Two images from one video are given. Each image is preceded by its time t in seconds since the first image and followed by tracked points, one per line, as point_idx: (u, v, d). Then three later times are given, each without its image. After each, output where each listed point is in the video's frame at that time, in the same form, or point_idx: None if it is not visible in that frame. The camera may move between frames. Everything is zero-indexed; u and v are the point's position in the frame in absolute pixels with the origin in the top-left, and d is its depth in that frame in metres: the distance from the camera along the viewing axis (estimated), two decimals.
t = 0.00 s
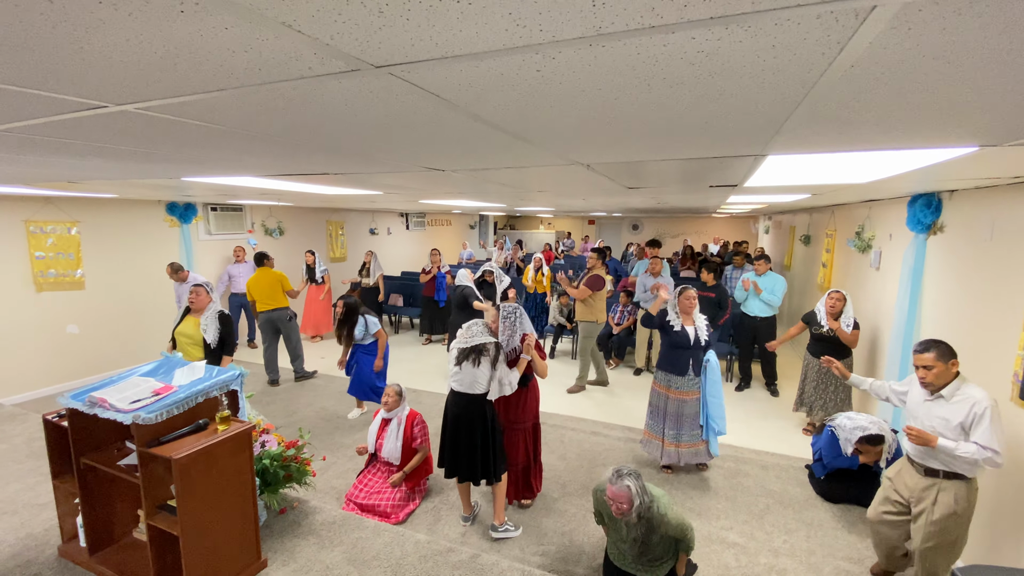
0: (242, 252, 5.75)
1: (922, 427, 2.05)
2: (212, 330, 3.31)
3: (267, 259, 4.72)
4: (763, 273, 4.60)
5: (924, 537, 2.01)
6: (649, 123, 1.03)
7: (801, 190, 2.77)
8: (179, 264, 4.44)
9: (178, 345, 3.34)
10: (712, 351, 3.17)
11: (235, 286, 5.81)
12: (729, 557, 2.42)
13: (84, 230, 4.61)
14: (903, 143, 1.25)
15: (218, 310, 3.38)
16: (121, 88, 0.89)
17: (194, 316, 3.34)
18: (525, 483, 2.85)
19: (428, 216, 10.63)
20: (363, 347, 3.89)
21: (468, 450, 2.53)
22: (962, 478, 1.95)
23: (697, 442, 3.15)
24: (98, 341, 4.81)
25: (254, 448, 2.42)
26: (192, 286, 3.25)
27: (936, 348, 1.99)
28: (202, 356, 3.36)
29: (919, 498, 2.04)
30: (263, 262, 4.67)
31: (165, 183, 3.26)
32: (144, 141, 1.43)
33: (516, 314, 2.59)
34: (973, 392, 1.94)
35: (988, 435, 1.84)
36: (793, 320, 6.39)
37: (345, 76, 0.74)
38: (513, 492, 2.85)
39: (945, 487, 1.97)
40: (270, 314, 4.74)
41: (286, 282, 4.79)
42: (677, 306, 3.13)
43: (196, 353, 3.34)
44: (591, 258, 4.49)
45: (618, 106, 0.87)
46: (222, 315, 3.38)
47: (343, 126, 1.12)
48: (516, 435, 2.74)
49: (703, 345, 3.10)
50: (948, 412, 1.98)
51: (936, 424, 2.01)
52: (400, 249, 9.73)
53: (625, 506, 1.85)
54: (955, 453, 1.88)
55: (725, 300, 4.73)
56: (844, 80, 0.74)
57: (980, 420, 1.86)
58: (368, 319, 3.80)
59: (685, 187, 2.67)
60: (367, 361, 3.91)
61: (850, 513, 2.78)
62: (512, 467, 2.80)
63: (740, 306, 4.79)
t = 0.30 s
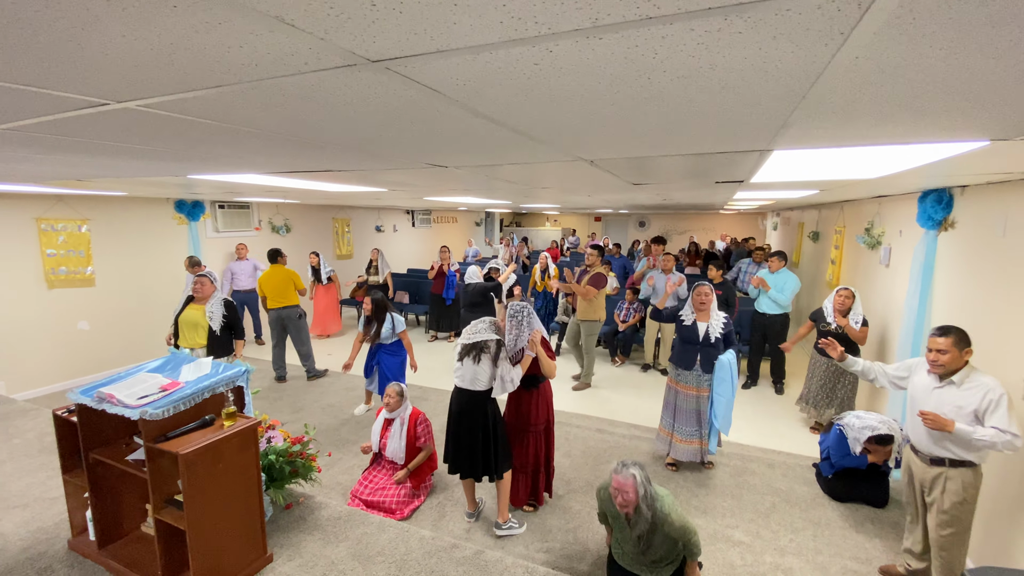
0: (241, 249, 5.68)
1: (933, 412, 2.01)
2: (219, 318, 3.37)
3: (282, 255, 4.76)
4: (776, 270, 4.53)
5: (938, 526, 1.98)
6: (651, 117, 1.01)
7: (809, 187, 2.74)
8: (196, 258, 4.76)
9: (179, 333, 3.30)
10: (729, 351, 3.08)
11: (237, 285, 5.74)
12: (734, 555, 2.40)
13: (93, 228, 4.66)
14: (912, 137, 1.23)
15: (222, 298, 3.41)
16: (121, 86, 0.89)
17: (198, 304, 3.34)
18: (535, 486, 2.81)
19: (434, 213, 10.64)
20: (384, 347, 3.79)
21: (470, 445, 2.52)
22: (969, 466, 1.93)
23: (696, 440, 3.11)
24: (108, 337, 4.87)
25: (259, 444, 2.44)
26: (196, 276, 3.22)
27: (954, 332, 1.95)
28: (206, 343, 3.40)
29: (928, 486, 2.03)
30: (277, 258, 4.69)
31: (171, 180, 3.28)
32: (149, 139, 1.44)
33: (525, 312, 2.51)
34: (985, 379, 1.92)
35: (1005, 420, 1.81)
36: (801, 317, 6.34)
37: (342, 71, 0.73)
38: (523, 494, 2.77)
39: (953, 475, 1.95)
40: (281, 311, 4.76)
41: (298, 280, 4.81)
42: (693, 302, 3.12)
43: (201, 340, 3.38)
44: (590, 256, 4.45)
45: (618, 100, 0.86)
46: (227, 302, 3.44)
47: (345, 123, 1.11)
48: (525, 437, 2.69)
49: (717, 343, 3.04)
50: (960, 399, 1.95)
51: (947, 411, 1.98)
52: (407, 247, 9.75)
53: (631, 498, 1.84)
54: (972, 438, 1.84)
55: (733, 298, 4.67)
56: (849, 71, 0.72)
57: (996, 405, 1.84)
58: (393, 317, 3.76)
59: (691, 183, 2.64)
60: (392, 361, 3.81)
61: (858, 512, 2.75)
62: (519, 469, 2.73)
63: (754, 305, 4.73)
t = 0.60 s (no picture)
0: (248, 248, 5.68)
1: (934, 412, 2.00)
2: (236, 317, 3.41)
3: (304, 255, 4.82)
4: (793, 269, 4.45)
5: (944, 524, 1.94)
6: (655, 120, 1.01)
7: (817, 185, 2.72)
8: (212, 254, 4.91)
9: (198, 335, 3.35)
10: (736, 353, 3.00)
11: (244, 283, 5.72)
12: (741, 556, 2.39)
13: (105, 227, 4.72)
14: (921, 137, 1.21)
15: (239, 299, 3.46)
16: (131, 93, 0.91)
17: (214, 306, 3.38)
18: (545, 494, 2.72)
19: (441, 211, 10.66)
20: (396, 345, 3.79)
21: (471, 444, 2.54)
22: (975, 464, 1.90)
23: (705, 436, 3.11)
24: (120, 335, 4.95)
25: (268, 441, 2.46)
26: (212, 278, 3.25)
27: (962, 334, 1.90)
28: (224, 343, 3.43)
29: (934, 484, 2.00)
30: (300, 257, 4.76)
31: (180, 180, 3.31)
32: (159, 142, 1.45)
33: (529, 309, 2.45)
34: (986, 377, 1.90)
35: (1001, 419, 1.79)
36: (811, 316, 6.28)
37: (346, 77, 0.74)
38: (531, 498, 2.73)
39: (959, 473, 1.92)
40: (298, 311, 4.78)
41: (317, 282, 4.84)
42: (703, 301, 3.13)
43: (218, 341, 3.42)
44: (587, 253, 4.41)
45: (621, 103, 0.86)
46: (243, 303, 3.48)
47: (351, 126, 1.11)
48: (528, 436, 2.67)
49: (722, 343, 3.00)
50: (961, 398, 1.94)
51: (949, 410, 1.97)
52: (414, 245, 9.79)
53: (649, 479, 1.86)
54: (966, 435, 1.84)
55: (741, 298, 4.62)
56: (856, 74, 0.71)
57: (994, 403, 1.82)
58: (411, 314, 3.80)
59: (698, 182, 2.62)
60: (404, 360, 3.81)
61: (866, 514, 2.72)
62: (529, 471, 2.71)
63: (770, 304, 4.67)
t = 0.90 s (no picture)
0: (262, 246, 5.78)
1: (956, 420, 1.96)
2: (263, 319, 3.43)
3: (329, 253, 4.81)
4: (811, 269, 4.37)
5: (959, 536, 1.93)
6: (663, 118, 1.00)
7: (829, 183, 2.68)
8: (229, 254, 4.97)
9: (225, 335, 3.36)
10: (735, 350, 2.98)
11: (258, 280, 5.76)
12: (749, 556, 2.38)
13: (118, 226, 4.79)
14: (936, 135, 1.19)
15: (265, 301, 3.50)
16: (143, 94, 0.92)
17: (242, 308, 3.41)
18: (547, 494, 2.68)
19: (450, 210, 10.68)
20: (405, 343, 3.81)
21: (479, 442, 2.54)
22: (998, 474, 1.87)
23: (706, 430, 3.12)
24: (134, 332, 5.03)
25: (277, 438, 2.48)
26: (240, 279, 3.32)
27: (974, 340, 1.89)
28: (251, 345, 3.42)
29: (952, 494, 1.96)
30: (325, 256, 4.76)
31: (192, 180, 3.35)
32: (171, 142, 1.47)
33: (535, 308, 2.48)
34: (1010, 385, 1.85)
35: None
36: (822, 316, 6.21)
37: (353, 77, 0.74)
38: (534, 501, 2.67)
39: (980, 483, 1.89)
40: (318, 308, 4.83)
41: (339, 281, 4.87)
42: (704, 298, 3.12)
43: (244, 342, 3.40)
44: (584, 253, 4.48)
45: (628, 102, 0.86)
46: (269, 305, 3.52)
47: (358, 125, 1.12)
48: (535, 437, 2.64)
49: (720, 340, 2.99)
50: (985, 404, 1.90)
51: (972, 417, 1.93)
52: (422, 243, 9.83)
53: (672, 454, 1.89)
54: (991, 446, 1.80)
55: (751, 296, 4.58)
56: (869, 70, 0.70)
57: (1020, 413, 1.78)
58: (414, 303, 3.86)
59: (708, 180, 2.60)
60: (412, 357, 3.83)
61: (877, 516, 2.69)
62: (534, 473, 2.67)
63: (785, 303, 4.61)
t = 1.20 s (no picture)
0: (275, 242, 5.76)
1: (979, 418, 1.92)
2: (278, 307, 3.43)
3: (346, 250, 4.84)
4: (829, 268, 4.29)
5: (984, 534, 1.88)
6: (675, 114, 0.98)
7: (844, 181, 2.62)
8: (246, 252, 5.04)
9: (244, 324, 3.41)
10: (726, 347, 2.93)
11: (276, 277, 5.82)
12: (760, 558, 2.35)
13: (133, 224, 4.86)
14: (957, 131, 1.15)
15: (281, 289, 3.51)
16: (155, 92, 0.92)
17: (259, 296, 3.44)
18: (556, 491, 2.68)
19: (459, 208, 10.69)
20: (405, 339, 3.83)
21: (488, 440, 2.54)
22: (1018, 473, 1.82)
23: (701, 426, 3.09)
24: (149, 328, 5.11)
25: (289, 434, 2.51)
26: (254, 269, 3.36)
27: (1011, 335, 1.84)
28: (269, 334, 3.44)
29: (975, 494, 1.92)
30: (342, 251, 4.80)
31: (206, 178, 3.39)
32: (184, 141, 1.48)
33: (541, 306, 2.45)
34: None
35: None
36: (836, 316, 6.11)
37: (361, 74, 0.74)
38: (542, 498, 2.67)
39: (1001, 482, 1.84)
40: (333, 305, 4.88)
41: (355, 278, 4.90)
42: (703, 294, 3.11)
43: (263, 331, 3.43)
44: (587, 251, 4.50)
45: (640, 97, 0.84)
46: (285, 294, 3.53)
47: (367, 123, 1.12)
48: (546, 434, 2.62)
49: (710, 336, 2.96)
50: (1013, 403, 1.85)
51: (997, 416, 1.88)
52: (432, 242, 9.85)
53: (689, 449, 1.91)
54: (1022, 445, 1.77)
55: (762, 295, 4.51)
56: (889, 64, 0.68)
57: None
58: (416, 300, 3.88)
59: (720, 178, 2.57)
60: (410, 351, 3.85)
61: (892, 519, 2.64)
62: (541, 471, 2.65)
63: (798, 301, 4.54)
